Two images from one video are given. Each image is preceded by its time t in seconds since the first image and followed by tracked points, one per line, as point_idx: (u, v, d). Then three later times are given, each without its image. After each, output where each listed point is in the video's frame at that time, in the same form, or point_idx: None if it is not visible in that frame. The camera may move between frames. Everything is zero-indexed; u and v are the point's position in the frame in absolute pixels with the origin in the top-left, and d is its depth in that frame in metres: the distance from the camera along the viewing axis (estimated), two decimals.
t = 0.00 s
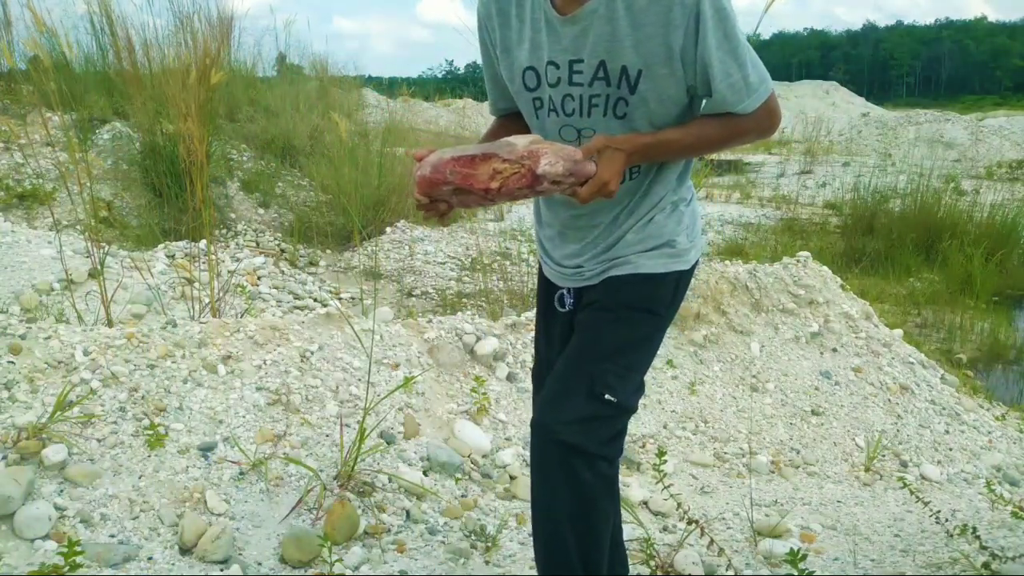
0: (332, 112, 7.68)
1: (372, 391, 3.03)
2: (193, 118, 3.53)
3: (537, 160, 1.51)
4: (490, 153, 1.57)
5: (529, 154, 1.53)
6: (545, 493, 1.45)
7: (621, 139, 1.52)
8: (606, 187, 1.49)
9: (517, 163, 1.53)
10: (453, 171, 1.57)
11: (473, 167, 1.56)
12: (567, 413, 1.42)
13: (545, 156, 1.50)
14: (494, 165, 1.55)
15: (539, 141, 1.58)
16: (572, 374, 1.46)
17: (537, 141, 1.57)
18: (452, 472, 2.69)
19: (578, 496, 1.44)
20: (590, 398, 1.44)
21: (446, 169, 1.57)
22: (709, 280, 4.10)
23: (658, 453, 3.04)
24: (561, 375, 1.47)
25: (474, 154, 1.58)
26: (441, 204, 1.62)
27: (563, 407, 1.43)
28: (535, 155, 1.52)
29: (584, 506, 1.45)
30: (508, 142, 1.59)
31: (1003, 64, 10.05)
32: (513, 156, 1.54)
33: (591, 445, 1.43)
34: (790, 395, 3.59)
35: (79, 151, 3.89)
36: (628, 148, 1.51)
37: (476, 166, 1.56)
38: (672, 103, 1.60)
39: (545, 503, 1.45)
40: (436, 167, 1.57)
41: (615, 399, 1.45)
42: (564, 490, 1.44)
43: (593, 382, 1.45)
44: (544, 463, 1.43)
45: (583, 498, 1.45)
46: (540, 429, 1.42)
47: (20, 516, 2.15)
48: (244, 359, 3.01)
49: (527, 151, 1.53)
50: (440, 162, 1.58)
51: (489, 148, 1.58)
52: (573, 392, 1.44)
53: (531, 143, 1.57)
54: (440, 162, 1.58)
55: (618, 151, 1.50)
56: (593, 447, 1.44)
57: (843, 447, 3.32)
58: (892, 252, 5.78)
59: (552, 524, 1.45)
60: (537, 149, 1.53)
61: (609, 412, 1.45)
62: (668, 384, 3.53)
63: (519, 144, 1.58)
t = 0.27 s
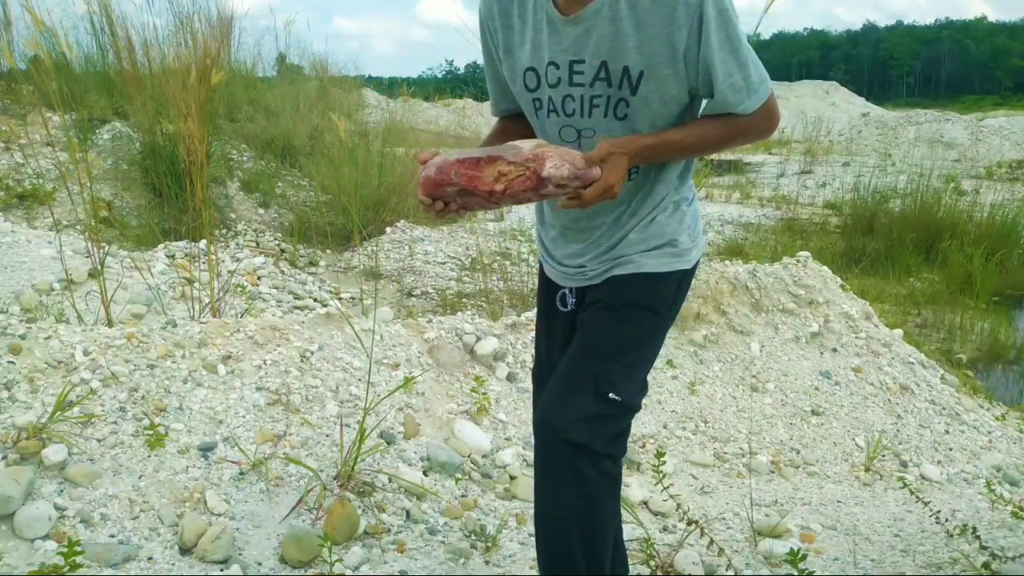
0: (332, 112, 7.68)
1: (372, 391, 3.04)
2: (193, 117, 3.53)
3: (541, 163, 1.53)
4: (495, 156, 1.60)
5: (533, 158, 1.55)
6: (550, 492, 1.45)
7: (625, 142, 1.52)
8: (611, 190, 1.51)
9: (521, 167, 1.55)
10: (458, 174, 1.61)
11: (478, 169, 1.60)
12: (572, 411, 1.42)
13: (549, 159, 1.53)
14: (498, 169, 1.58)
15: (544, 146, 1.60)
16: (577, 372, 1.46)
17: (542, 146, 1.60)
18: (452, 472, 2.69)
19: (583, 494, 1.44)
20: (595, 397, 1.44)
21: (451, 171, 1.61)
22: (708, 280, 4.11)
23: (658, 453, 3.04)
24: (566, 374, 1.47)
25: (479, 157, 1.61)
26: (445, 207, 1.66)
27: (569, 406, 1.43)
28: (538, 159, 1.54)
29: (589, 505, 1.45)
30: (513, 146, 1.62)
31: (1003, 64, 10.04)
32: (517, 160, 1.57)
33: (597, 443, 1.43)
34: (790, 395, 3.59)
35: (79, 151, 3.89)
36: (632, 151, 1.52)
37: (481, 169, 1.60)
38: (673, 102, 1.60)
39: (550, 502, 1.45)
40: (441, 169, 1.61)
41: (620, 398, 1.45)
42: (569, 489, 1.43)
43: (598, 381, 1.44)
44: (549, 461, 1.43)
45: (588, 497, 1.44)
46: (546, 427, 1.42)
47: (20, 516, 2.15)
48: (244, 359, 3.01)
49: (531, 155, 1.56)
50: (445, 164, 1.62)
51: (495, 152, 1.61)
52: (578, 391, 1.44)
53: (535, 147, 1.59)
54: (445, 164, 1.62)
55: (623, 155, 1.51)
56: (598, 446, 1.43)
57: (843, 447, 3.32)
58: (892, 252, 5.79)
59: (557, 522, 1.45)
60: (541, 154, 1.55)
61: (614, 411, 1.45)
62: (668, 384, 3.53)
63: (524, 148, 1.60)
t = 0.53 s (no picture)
0: (332, 112, 7.68)
1: (373, 391, 3.04)
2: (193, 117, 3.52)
3: (541, 167, 1.54)
4: (495, 160, 1.62)
5: (532, 161, 1.57)
6: (559, 493, 1.44)
7: (631, 148, 1.51)
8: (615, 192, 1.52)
9: (522, 171, 1.58)
10: (459, 179, 1.63)
11: (479, 174, 1.63)
12: (580, 410, 1.42)
13: (548, 163, 1.54)
14: (500, 173, 1.61)
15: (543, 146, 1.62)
16: (584, 372, 1.46)
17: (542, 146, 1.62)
18: (452, 471, 2.69)
19: (591, 495, 1.43)
20: (603, 396, 1.43)
21: (453, 176, 1.64)
22: (708, 280, 4.11)
23: (658, 453, 3.04)
24: (573, 374, 1.47)
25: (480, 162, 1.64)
26: (449, 212, 1.69)
27: (577, 405, 1.43)
28: (538, 162, 1.56)
29: (597, 506, 1.44)
30: (512, 147, 1.64)
31: (1003, 64, 10.05)
32: (516, 163, 1.59)
33: (605, 442, 1.43)
34: (790, 395, 3.59)
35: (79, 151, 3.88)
36: (638, 157, 1.52)
37: (482, 173, 1.62)
38: (678, 106, 1.60)
39: (558, 503, 1.44)
40: (443, 175, 1.64)
41: (628, 397, 1.45)
42: (577, 488, 1.43)
43: (606, 379, 1.44)
44: (557, 462, 1.42)
45: (596, 497, 1.44)
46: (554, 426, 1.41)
47: (19, 516, 2.15)
48: (244, 359, 3.01)
49: (531, 159, 1.57)
50: (447, 170, 1.64)
51: (495, 155, 1.63)
52: (586, 390, 1.43)
53: (535, 148, 1.61)
54: (446, 170, 1.64)
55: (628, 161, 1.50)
56: (606, 445, 1.43)
57: (843, 447, 3.32)
58: (892, 252, 5.79)
59: (565, 523, 1.44)
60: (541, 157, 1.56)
61: (621, 410, 1.44)
62: (668, 384, 3.53)
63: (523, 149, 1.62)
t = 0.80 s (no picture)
0: (332, 112, 7.68)
1: (373, 391, 3.04)
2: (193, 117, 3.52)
3: (543, 166, 1.54)
4: (495, 159, 1.62)
5: (533, 160, 1.56)
6: (561, 492, 1.43)
7: (634, 149, 1.51)
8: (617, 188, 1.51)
9: (523, 170, 1.57)
10: (460, 181, 1.63)
11: (480, 174, 1.62)
12: (583, 410, 1.42)
13: (550, 160, 1.54)
14: (500, 172, 1.60)
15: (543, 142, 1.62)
16: (587, 372, 1.46)
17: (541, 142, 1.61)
18: (452, 471, 2.69)
19: (594, 495, 1.43)
20: (605, 395, 1.44)
21: (454, 177, 1.63)
22: (708, 280, 4.11)
23: (658, 453, 3.04)
24: (575, 374, 1.47)
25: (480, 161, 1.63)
26: (452, 212, 1.69)
27: (580, 405, 1.42)
28: (540, 160, 1.55)
29: (600, 506, 1.44)
30: (511, 145, 1.64)
31: (1003, 64, 10.04)
32: (517, 162, 1.58)
33: (607, 442, 1.43)
34: (790, 395, 3.59)
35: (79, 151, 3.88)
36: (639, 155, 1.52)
37: (483, 173, 1.62)
38: (678, 110, 1.62)
39: (561, 503, 1.44)
40: (444, 176, 1.64)
41: (630, 396, 1.45)
42: (580, 488, 1.42)
43: (608, 379, 1.44)
44: (560, 462, 1.42)
45: (599, 497, 1.43)
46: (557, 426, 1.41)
47: (20, 516, 2.15)
48: (244, 359, 3.01)
49: (531, 157, 1.57)
50: (447, 171, 1.64)
51: (494, 154, 1.63)
52: (588, 390, 1.44)
53: (535, 145, 1.60)
54: (447, 171, 1.64)
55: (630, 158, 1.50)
56: (608, 445, 1.43)
57: (843, 447, 3.32)
58: (892, 252, 5.79)
59: (568, 523, 1.44)
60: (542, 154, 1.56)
61: (623, 409, 1.44)
62: (668, 384, 3.52)
63: (523, 147, 1.62)
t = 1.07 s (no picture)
0: (333, 112, 7.68)
1: (373, 391, 3.04)
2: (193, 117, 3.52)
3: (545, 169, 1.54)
4: (495, 160, 1.61)
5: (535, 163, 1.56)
6: (561, 492, 1.43)
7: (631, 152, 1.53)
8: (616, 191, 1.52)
9: (524, 173, 1.56)
10: (460, 182, 1.62)
11: (480, 176, 1.61)
12: (582, 410, 1.42)
13: (552, 163, 1.53)
14: (501, 174, 1.59)
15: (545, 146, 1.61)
16: (586, 372, 1.46)
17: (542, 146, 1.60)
18: (452, 471, 2.69)
19: (594, 495, 1.43)
20: (605, 395, 1.43)
21: (454, 178, 1.62)
22: (708, 280, 4.11)
23: (658, 453, 3.04)
24: (575, 373, 1.47)
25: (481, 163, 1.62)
26: (451, 213, 1.68)
27: (580, 405, 1.42)
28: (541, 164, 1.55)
29: (600, 506, 1.44)
30: (513, 147, 1.62)
31: (1003, 64, 10.04)
32: (518, 165, 1.57)
33: (607, 442, 1.43)
34: (790, 395, 3.59)
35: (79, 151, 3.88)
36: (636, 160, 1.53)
37: (483, 175, 1.61)
38: (678, 112, 1.62)
39: (561, 503, 1.44)
40: (444, 177, 1.63)
41: (630, 396, 1.45)
42: (580, 489, 1.42)
43: (608, 379, 1.44)
44: (560, 461, 1.42)
45: (599, 497, 1.43)
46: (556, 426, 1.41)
47: (20, 516, 2.15)
48: (244, 359, 3.01)
49: (533, 160, 1.56)
50: (447, 172, 1.63)
51: (495, 156, 1.62)
52: (588, 390, 1.44)
53: (536, 149, 1.59)
54: (446, 172, 1.63)
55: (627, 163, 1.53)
56: (608, 445, 1.43)
57: (843, 447, 3.32)
58: (892, 252, 5.79)
59: (568, 523, 1.44)
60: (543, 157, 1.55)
61: (623, 409, 1.44)
62: (668, 384, 3.52)
63: (524, 149, 1.61)
